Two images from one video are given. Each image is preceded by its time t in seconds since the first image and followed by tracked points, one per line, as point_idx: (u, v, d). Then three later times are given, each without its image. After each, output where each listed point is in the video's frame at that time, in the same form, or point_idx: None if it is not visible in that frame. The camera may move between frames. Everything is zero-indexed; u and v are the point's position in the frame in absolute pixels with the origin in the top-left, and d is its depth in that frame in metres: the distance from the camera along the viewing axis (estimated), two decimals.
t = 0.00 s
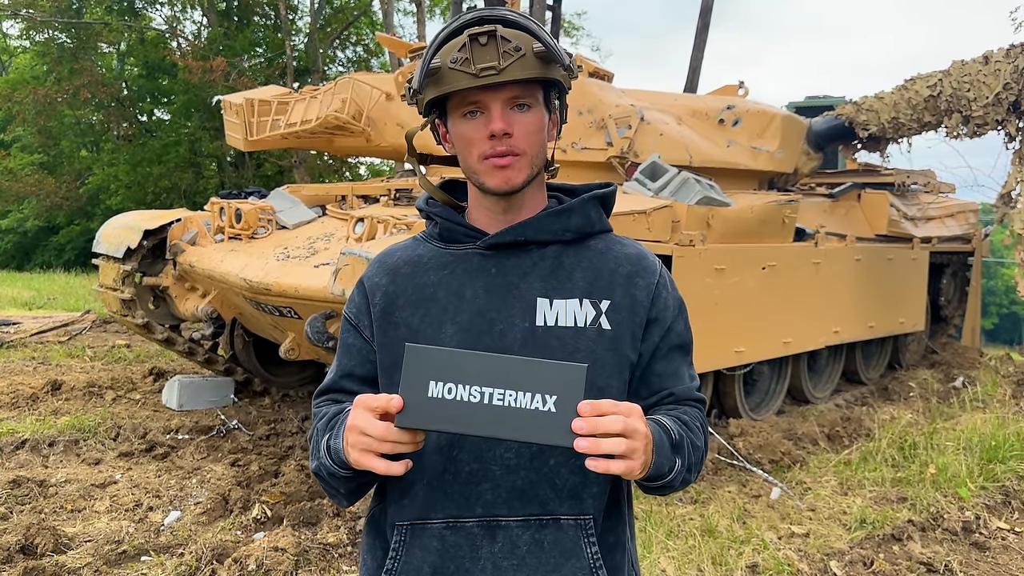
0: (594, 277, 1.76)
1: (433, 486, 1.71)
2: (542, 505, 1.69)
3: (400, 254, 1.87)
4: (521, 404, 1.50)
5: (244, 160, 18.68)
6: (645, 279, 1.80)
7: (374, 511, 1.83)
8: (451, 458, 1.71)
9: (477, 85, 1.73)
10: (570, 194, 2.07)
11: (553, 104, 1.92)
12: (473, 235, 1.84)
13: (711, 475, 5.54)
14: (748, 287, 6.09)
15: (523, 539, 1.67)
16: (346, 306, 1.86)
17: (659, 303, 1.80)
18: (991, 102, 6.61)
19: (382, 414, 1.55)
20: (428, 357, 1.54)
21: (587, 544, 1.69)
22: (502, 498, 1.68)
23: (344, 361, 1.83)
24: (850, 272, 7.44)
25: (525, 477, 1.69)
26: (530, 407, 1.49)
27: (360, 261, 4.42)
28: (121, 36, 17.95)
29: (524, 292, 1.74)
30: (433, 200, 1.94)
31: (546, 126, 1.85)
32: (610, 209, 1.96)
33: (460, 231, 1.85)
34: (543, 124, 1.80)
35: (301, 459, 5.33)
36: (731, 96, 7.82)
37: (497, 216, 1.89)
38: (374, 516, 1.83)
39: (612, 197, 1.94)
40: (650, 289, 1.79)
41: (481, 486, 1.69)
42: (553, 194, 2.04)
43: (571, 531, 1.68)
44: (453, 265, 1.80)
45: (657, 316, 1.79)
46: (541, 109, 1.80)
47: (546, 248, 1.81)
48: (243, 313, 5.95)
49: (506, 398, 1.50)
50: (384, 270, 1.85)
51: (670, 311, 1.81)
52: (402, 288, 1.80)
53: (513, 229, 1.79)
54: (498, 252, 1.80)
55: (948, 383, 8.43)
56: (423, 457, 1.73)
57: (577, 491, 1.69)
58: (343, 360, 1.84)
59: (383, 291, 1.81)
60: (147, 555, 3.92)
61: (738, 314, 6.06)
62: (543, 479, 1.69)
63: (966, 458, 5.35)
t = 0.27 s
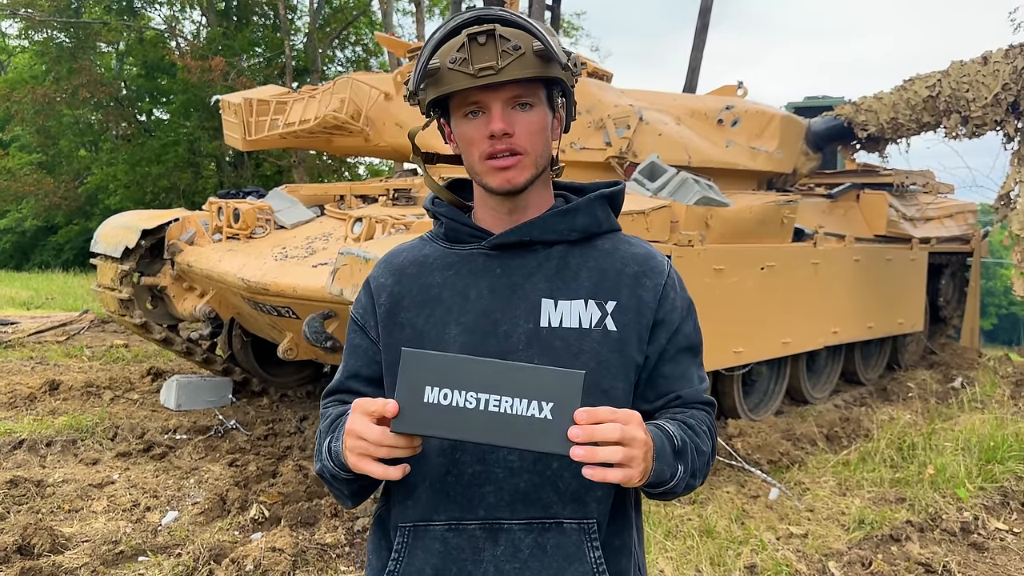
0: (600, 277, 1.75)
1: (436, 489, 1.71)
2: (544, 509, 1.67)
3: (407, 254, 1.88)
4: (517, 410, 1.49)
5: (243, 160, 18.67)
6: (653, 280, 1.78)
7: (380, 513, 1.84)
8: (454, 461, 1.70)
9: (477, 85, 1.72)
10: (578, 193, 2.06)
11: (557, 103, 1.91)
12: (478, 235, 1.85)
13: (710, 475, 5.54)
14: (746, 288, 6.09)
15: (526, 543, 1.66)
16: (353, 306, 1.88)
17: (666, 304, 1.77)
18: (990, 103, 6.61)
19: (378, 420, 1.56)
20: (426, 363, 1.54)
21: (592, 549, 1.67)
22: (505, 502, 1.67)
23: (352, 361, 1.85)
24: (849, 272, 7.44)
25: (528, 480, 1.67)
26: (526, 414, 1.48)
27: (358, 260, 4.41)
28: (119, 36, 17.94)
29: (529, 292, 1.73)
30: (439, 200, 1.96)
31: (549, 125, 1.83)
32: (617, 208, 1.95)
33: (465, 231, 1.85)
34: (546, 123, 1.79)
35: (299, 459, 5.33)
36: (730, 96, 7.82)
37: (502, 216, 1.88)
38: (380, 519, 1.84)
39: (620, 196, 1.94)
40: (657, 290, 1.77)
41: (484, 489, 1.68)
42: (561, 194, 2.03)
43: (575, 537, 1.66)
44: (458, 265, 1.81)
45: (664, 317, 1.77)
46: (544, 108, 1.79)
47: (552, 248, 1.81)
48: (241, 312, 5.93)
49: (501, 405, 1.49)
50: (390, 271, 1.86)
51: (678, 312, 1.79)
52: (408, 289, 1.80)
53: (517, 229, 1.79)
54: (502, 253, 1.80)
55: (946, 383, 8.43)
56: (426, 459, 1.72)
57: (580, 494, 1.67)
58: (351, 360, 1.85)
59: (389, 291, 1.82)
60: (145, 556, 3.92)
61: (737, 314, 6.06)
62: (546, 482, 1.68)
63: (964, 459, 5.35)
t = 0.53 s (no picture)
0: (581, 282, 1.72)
1: (444, 528, 1.59)
2: (556, 536, 1.62)
3: (384, 261, 1.74)
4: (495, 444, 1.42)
5: (243, 146, 18.53)
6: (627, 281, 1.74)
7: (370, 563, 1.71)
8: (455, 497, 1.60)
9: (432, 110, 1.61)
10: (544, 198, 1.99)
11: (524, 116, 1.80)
12: (457, 246, 1.75)
13: (716, 472, 5.47)
14: (753, 282, 6.00)
15: None
16: (329, 312, 1.72)
17: (635, 295, 1.74)
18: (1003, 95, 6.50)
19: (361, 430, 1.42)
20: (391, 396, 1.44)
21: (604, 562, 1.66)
22: (522, 538, 1.58)
23: (338, 375, 1.63)
24: (856, 266, 7.35)
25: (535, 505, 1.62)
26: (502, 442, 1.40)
27: (360, 253, 4.32)
28: (118, 20, 17.75)
29: (516, 302, 1.66)
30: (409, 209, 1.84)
31: (515, 145, 1.72)
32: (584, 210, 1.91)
33: (444, 241, 1.74)
34: (509, 144, 1.69)
35: (299, 453, 5.25)
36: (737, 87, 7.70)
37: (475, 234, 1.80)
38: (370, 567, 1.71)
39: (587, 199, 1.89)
40: (624, 280, 1.75)
41: (497, 526, 1.58)
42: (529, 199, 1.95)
43: (590, 556, 1.64)
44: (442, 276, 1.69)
45: (637, 311, 1.72)
46: (506, 128, 1.69)
47: (530, 256, 1.74)
48: (241, 303, 5.85)
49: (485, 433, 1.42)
50: (365, 274, 1.72)
51: (656, 306, 1.74)
52: (390, 293, 1.67)
53: (500, 239, 1.71)
54: (484, 262, 1.71)
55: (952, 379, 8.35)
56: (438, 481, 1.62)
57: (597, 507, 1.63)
58: (332, 375, 1.64)
59: (369, 296, 1.67)
60: (142, 553, 3.84)
61: (744, 308, 5.97)
62: (554, 507, 1.63)
63: (973, 457, 5.27)
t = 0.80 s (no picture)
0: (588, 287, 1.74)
1: (447, 528, 1.61)
2: (557, 536, 1.64)
3: (393, 258, 1.77)
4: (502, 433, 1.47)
5: (245, 155, 18.60)
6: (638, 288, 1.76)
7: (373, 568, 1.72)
8: (456, 499, 1.62)
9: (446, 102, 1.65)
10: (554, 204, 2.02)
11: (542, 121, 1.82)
12: (466, 246, 1.78)
13: (717, 479, 5.48)
14: (754, 289, 6.02)
15: None
16: (335, 307, 1.74)
17: (639, 302, 1.74)
18: (1002, 102, 6.53)
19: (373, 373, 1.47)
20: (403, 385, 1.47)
21: (606, 561, 1.68)
22: (524, 539, 1.60)
23: (342, 366, 1.67)
24: (857, 273, 7.37)
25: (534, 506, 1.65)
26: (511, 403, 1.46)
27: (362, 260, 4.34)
28: (122, 30, 17.85)
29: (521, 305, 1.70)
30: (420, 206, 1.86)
31: (527, 145, 1.75)
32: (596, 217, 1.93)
33: (453, 240, 1.77)
34: (519, 144, 1.71)
35: (301, 459, 5.27)
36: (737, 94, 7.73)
37: (482, 233, 1.82)
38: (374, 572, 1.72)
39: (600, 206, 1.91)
40: (630, 287, 1.75)
41: (500, 527, 1.60)
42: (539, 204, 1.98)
43: (591, 556, 1.66)
44: (449, 276, 1.73)
45: (640, 318, 1.72)
46: (518, 129, 1.71)
47: (539, 260, 1.76)
48: (243, 310, 5.87)
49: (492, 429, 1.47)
50: (374, 269, 1.75)
51: (660, 314, 1.75)
52: (398, 289, 1.71)
53: (509, 242, 1.73)
54: (493, 264, 1.75)
55: (954, 385, 8.35)
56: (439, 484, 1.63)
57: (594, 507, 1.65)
58: (336, 367, 1.68)
59: (376, 291, 1.71)
60: (145, 558, 3.86)
61: (745, 315, 5.99)
62: (554, 508, 1.65)
63: (975, 463, 5.28)
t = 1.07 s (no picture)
0: (599, 295, 1.75)
1: (450, 531, 1.64)
2: (559, 542, 1.65)
3: (407, 260, 1.79)
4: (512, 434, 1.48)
5: (247, 162, 18.65)
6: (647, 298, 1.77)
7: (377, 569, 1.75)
8: (460, 502, 1.65)
9: (473, 105, 1.66)
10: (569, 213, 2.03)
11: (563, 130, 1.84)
12: (481, 250, 1.78)
13: (717, 485, 5.49)
14: (754, 294, 6.04)
15: None
16: (349, 308, 1.76)
17: (650, 315, 1.75)
18: (1001, 108, 6.56)
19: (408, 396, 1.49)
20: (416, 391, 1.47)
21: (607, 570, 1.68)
22: (526, 544, 1.61)
23: (353, 366, 1.69)
24: (857, 279, 7.38)
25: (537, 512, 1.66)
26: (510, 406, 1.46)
27: (364, 266, 4.37)
28: (124, 38, 17.94)
29: (532, 311, 1.72)
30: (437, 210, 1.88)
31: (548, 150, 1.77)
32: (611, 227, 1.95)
33: (467, 244, 1.78)
34: (542, 150, 1.73)
35: (303, 466, 5.28)
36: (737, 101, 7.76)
37: (497, 239, 1.84)
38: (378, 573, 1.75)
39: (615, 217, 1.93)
40: (641, 299, 1.77)
41: (501, 531, 1.62)
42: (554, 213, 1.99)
43: (592, 564, 1.66)
44: (459, 280, 1.75)
45: (651, 330, 1.73)
46: (541, 134, 1.73)
47: (552, 268, 1.79)
48: (245, 317, 5.90)
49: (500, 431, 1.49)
50: (388, 271, 1.77)
51: (671, 327, 1.76)
52: (411, 292, 1.73)
53: (524, 248, 1.75)
54: (506, 269, 1.76)
55: (955, 391, 8.35)
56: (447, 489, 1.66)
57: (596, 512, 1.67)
58: (348, 366, 1.70)
59: (390, 293, 1.73)
60: (147, 564, 3.86)
61: (745, 321, 6.00)
62: (556, 514, 1.66)
63: (975, 469, 5.28)
